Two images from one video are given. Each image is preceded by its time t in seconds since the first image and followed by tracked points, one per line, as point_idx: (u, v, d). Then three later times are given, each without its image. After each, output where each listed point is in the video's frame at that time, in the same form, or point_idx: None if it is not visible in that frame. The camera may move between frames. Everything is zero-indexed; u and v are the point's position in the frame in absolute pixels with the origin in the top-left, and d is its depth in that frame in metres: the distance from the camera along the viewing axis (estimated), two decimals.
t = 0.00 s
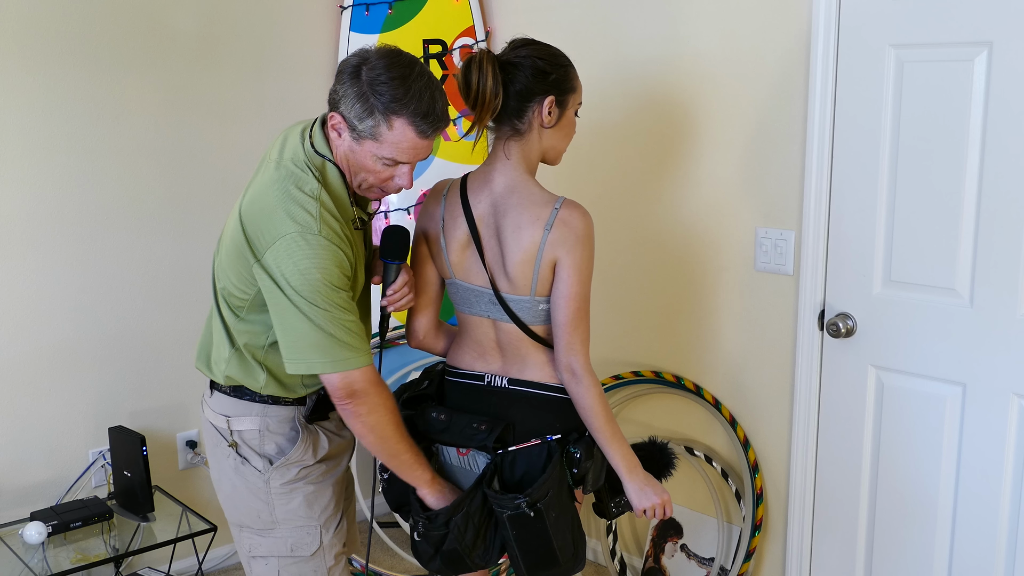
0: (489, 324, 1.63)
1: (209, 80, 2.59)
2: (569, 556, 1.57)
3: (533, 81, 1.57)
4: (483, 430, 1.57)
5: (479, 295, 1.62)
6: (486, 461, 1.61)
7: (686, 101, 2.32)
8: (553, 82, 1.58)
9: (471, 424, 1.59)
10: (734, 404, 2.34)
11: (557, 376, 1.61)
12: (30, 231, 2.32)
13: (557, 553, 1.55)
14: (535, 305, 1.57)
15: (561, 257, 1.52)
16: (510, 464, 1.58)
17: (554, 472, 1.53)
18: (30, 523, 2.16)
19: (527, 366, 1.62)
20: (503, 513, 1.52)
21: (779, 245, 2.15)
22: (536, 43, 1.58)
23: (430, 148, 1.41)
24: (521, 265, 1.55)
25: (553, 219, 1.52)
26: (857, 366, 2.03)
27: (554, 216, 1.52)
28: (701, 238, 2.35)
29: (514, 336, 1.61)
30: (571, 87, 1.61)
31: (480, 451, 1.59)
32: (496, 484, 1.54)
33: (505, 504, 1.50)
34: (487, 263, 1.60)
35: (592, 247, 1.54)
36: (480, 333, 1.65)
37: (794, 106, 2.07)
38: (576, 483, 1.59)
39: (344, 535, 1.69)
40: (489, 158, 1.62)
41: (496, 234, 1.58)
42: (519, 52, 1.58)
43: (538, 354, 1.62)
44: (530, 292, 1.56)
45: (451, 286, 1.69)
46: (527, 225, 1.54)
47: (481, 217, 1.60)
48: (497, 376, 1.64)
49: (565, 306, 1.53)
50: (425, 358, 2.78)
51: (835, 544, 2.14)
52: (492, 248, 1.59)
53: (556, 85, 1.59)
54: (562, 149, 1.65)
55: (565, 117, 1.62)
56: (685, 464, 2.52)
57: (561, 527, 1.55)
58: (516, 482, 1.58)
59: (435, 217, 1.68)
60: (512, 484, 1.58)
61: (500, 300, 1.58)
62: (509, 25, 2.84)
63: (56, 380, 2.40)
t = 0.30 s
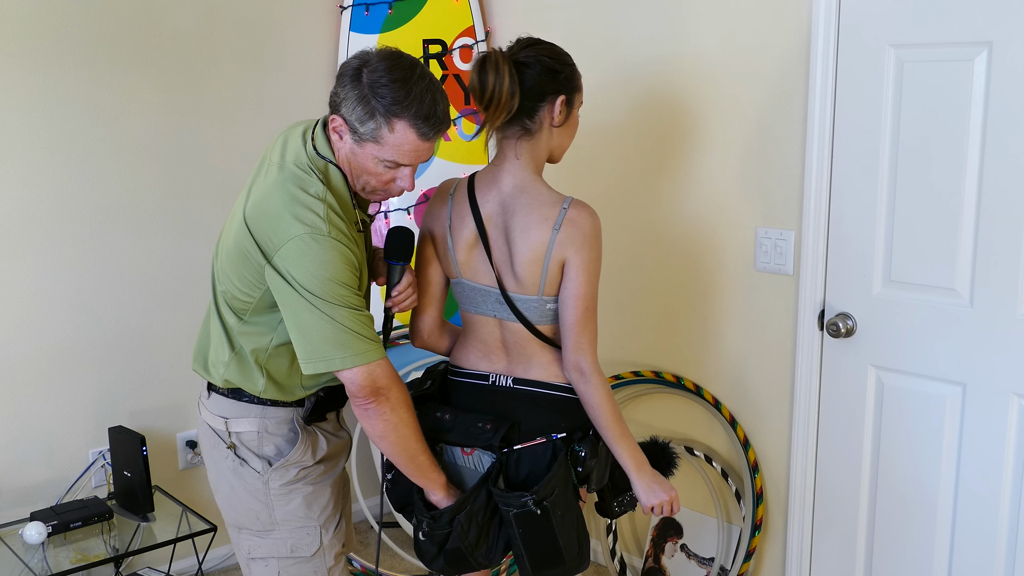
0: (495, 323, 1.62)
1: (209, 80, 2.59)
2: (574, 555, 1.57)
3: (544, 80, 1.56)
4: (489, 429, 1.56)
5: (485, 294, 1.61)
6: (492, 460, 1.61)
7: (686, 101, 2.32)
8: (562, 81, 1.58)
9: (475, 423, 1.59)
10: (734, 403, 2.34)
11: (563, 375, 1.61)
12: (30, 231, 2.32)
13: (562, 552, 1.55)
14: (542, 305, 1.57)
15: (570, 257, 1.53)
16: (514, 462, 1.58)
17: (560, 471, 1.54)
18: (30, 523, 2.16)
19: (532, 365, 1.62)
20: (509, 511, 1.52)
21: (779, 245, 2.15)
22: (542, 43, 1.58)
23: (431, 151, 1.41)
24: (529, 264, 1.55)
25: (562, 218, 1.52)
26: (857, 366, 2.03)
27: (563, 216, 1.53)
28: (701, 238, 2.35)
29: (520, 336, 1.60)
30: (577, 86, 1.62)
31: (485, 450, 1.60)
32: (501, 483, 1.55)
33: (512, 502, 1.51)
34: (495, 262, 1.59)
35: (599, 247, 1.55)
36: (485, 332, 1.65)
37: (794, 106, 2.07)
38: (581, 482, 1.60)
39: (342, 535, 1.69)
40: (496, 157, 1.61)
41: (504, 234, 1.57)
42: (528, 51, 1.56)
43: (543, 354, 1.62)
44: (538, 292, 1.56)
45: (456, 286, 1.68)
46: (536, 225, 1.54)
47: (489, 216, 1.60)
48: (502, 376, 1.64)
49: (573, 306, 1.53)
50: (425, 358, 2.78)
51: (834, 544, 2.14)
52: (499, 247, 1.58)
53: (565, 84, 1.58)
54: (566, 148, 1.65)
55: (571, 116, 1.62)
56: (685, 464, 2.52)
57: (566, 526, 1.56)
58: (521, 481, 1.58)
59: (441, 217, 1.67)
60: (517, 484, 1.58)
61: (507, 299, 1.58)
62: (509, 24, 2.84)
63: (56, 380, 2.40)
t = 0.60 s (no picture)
0: (501, 322, 1.62)
1: (209, 80, 2.59)
2: (578, 553, 1.60)
3: (570, 82, 1.56)
4: (493, 430, 1.57)
5: (493, 293, 1.61)
6: (495, 462, 1.60)
7: (686, 101, 2.32)
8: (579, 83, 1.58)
9: (479, 424, 1.59)
10: (734, 404, 2.34)
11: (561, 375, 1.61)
12: (30, 230, 2.32)
13: (567, 550, 1.57)
14: (551, 304, 1.58)
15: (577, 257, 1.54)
16: (519, 462, 1.59)
17: (564, 471, 1.55)
18: (30, 523, 2.16)
19: (536, 365, 1.62)
20: (514, 510, 1.53)
21: (779, 245, 2.15)
22: (559, 45, 1.57)
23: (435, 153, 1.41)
24: (541, 262, 1.55)
25: (575, 219, 1.53)
26: (857, 366, 2.03)
27: (575, 215, 1.53)
28: (701, 238, 2.35)
29: (526, 335, 1.61)
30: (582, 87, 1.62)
31: (489, 450, 1.59)
32: (505, 483, 1.55)
33: (517, 501, 1.52)
34: (505, 261, 1.59)
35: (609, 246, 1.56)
36: (490, 331, 1.64)
37: (793, 106, 2.07)
38: (584, 480, 1.61)
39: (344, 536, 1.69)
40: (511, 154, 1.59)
41: (516, 233, 1.57)
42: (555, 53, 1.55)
43: (546, 354, 1.62)
44: (546, 291, 1.56)
45: (462, 283, 1.68)
46: (549, 225, 1.54)
47: (502, 215, 1.59)
48: (506, 375, 1.63)
49: (576, 306, 1.53)
50: (425, 358, 2.78)
51: (834, 544, 2.14)
52: (510, 245, 1.58)
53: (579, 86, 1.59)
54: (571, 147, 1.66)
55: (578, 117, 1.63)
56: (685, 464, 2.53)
57: (570, 524, 1.57)
58: (525, 480, 1.59)
59: (451, 214, 1.66)
60: (521, 483, 1.59)
61: (515, 298, 1.58)
62: (509, 25, 2.85)
63: (55, 380, 2.40)
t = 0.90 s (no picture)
0: (505, 321, 1.62)
1: (209, 81, 2.59)
2: (579, 551, 1.60)
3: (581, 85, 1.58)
4: (494, 429, 1.57)
5: (499, 293, 1.60)
6: (496, 461, 1.60)
7: (686, 101, 2.32)
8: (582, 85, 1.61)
9: (480, 423, 1.59)
10: (734, 403, 2.34)
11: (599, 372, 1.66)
12: (29, 230, 2.32)
13: (568, 548, 1.57)
14: (558, 304, 1.58)
15: (594, 256, 1.56)
16: (519, 460, 1.59)
17: (564, 469, 1.56)
18: (30, 523, 2.16)
19: (537, 364, 1.62)
20: (515, 508, 1.54)
21: (779, 245, 2.15)
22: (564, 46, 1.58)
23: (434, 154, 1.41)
24: (553, 261, 1.56)
25: (587, 217, 1.55)
26: (857, 366, 2.03)
27: (587, 214, 1.55)
28: (701, 238, 2.35)
29: (529, 335, 1.61)
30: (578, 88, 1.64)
31: (490, 450, 1.60)
32: (506, 481, 1.56)
33: (517, 499, 1.53)
34: (513, 260, 1.59)
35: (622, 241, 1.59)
36: (493, 330, 1.64)
37: (793, 106, 2.07)
38: (584, 479, 1.62)
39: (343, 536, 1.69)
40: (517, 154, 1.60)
41: (526, 233, 1.58)
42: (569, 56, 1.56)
43: (547, 354, 1.62)
44: (556, 290, 1.57)
45: (466, 283, 1.67)
46: (561, 224, 1.55)
47: (511, 214, 1.59)
48: (506, 375, 1.63)
49: (609, 301, 1.58)
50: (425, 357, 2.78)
51: (834, 544, 2.14)
52: (519, 245, 1.58)
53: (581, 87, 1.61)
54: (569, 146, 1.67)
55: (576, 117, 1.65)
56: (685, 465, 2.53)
57: (571, 522, 1.58)
58: (525, 478, 1.60)
59: (457, 214, 1.65)
60: (521, 481, 1.60)
61: (522, 298, 1.58)
62: (509, 25, 2.85)
63: (55, 380, 2.40)
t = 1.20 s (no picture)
0: (509, 322, 1.62)
1: (209, 80, 2.59)
2: (579, 551, 1.60)
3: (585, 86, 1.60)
4: (495, 428, 1.56)
5: (505, 293, 1.61)
6: (496, 460, 1.60)
7: (686, 101, 2.32)
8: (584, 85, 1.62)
9: (480, 423, 1.58)
10: (734, 404, 2.35)
11: (625, 357, 1.73)
12: (29, 231, 2.32)
13: (570, 549, 1.58)
14: (567, 302, 1.60)
15: (605, 251, 1.61)
16: (519, 461, 1.58)
17: (565, 469, 1.56)
18: (30, 523, 2.16)
19: (537, 364, 1.63)
20: (517, 508, 1.53)
21: (779, 245, 2.15)
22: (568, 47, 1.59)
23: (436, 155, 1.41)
24: (564, 259, 1.58)
25: (596, 214, 1.58)
26: (857, 366, 2.03)
27: (597, 211, 1.59)
28: (700, 237, 2.36)
29: (531, 335, 1.61)
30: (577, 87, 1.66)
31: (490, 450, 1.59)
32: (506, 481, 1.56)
33: (520, 500, 1.52)
34: (521, 260, 1.59)
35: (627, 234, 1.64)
36: (495, 330, 1.64)
37: (794, 106, 2.07)
38: (584, 478, 1.61)
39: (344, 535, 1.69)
40: (519, 154, 1.60)
41: (534, 233, 1.59)
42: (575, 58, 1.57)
43: (548, 354, 1.63)
44: (566, 288, 1.59)
45: (469, 285, 1.66)
46: (571, 222, 1.58)
47: (518, 214, 1.59)
48: (505, 375, 1.63)
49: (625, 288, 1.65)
50: (426, 357, 2.79)
51: (834, 544, 2.14)
52: (527, 245, 1.59)
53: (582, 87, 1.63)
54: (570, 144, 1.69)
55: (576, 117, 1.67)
56: (685, 465, 2.53)
57: (572, 522, 1.58)
58: (526, 479, 1.59)
59: (460, 216, 1.65)
60: (522, 482, 1.59)
61: (528, 298, 1.59)
62: (509, 25, 2.85)
63: (56, 380, 2.40)
